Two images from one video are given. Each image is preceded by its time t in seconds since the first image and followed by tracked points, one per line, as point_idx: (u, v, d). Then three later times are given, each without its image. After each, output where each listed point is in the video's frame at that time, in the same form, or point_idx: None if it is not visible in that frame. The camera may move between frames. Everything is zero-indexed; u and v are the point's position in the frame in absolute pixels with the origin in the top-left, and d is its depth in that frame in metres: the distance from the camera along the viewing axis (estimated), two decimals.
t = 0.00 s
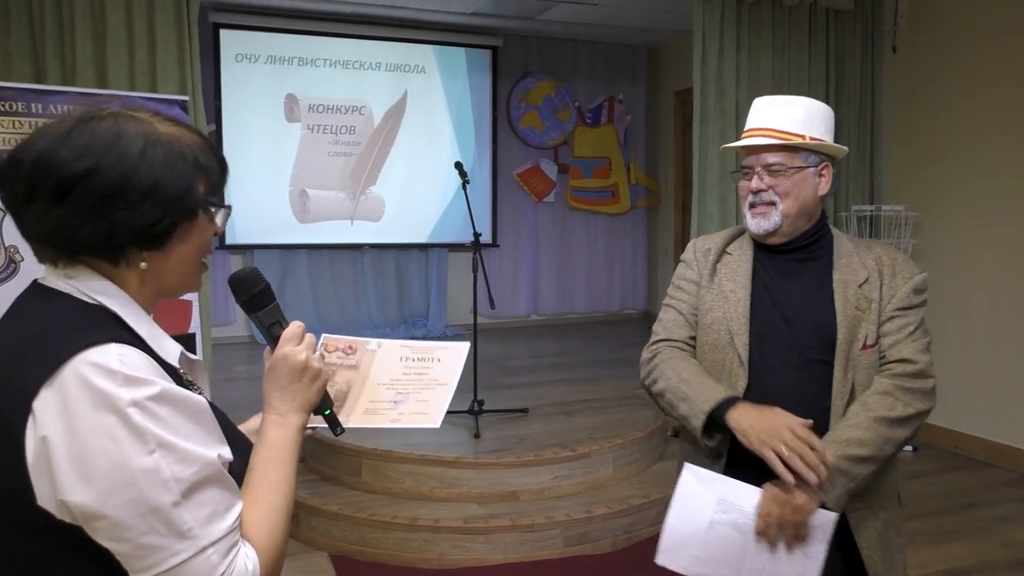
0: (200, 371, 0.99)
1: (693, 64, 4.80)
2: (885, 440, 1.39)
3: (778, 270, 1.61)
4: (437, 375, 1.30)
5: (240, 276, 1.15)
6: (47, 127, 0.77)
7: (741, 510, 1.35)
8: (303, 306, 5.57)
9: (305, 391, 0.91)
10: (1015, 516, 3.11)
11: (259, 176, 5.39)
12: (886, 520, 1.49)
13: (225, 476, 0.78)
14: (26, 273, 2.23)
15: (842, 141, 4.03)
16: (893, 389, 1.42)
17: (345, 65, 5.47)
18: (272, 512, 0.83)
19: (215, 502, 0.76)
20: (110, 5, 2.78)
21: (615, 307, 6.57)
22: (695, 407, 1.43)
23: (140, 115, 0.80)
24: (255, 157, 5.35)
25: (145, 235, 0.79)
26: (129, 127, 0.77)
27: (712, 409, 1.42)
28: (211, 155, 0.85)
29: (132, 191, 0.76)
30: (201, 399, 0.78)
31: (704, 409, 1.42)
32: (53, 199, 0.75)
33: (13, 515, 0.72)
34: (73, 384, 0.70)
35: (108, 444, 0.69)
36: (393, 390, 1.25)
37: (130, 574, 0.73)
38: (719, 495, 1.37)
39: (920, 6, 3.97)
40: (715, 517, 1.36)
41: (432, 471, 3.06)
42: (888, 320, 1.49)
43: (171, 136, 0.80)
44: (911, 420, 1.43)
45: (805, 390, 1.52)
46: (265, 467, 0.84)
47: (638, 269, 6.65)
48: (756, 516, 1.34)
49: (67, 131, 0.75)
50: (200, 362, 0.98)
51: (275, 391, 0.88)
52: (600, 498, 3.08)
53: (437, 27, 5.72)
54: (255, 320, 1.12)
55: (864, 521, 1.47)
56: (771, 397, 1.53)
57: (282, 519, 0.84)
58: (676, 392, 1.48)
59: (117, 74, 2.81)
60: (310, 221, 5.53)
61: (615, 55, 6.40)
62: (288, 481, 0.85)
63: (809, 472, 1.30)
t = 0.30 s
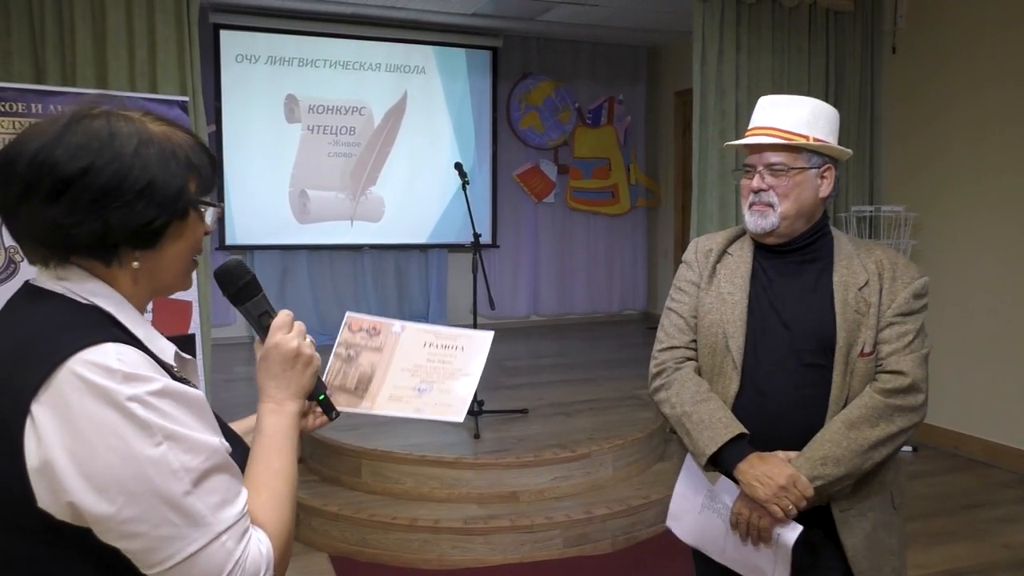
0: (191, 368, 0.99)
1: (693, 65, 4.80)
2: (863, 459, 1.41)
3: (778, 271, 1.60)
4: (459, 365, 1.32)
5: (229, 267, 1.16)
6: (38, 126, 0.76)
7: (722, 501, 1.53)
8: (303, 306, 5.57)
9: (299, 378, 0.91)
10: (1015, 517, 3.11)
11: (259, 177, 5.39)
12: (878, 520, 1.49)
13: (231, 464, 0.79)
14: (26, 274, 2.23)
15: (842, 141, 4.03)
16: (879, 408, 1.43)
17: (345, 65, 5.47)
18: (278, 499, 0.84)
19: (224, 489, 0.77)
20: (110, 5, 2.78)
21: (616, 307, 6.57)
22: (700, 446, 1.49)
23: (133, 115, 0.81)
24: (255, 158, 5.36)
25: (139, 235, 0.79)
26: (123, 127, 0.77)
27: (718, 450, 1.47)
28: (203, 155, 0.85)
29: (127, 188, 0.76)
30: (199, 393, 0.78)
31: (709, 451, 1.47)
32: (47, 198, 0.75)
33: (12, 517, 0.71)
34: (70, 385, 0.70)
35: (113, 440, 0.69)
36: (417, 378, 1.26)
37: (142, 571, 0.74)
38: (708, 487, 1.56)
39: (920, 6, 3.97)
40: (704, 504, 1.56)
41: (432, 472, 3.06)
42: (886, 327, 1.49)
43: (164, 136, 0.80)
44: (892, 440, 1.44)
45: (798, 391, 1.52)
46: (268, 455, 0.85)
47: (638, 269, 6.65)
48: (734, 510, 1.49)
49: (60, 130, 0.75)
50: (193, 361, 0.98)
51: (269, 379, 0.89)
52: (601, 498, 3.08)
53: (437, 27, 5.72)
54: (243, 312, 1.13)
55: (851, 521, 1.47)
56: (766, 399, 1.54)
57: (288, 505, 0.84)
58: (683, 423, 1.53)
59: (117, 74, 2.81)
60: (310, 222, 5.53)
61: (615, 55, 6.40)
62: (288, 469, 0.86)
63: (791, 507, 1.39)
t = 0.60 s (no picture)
0: (188, 365, 0.99)
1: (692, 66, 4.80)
2: (852, 455, 1.40)
3: (775, 270, 1.61)
4: (451, 310, 1.34)
5: (215, 265, 1.16)
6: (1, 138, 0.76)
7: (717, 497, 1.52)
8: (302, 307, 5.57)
9: (291, 372, 0.91)
10: (1014, 517, 3.11)
11: (258, 177, 5.39)
12: (873, 520, 1.49)
13: (227, 462, 0.79)
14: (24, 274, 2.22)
15: (841, 141, 4.03)
16: (872, 403, 1.43)
17: (344, 66, 5.47)
18: (274, 494, 0.83)
19: (221, 486, 0.77)
20: (109, 5, 2.78)
21: (615, 307, 6.58)
22: (692, 440, 1.49)
23: (94, 112, 0.80)
24: (254, 158, 5.35)
25: (120, 235, 0.79)
26: (83, 126, 0.77)
27: (708, 445, 1.47)
28: (172, 140, 0.84)
29: (99, 187, 0.76)
30: (191, 390, 0.79)
31: (699, 446, 1.47)
32: (23, 210, 0.75)
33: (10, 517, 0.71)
34: (63, 387, 0.69)
35: (109, 439, 0.69)
36: (411, 322, 1.28)
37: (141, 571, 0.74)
38: (701, 483, 1.55)
39: (919, 7, 3.97)
40: (696, 500, 1.55)
41: (431, 472, 3.06)
42: (882, 326, 1.49)
43: (127, 127, 0.80)
44: (883, 437, 1.44)
45: (793, 390, 1.52)
46: (263, 451, 0.85)
47: (637, 269, 6.65)
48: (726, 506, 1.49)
49: (21, 139, 0.75)
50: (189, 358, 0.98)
51: (260, 374, 0.89)
52: (600, 499, 3.08)
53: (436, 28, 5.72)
54: (233, 309, 1.14)
55: (845, 520, 1.47)
56: (760, 397, 1.54)
57: (285, 500, 0.84)
58: (677, 417, 1.52)
59: (116, 74, 2.81)
60: (309, 222, 5.53)
61: (614, 56, 6.40)
62: (285, 464, 0.86)
63: (781, 503, 1.39)
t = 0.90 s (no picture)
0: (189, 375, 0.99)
1: (693, 66, 4.79)
2: (854, 457, 1.40)
3: (776, 270, 1.60)
4: (456, 367, 1.27)
5: (233, 277, 1.15)
6: (46, 133, 0.77)
7: (721, 498, 1.52)
8: (303, 307, 5.57)
9: (298, 391, 0.91)
10: (1014, 517, 3.11)
11: (259, 177, 5.39)
12: (875, 520, 1.49)
13: (221, 473, 0.78)
14: (26, 274, 2.22)
15: (842, 141, 4.03)
16: (875, 404, 1.42)
17: (344, 66, 5.47)
18: (269, 511, 0.83)
19: (213, 499, 0.76)
20: (110, 5, 2.78)
21: (615, 307, 6.57)
22: (695, 442, 1.49)
23: (140, 121, 0.81)
24: (255, 158, 5.36)
25: (144, 243, 0.79)
26: (130, 133, 0.77)
27: (711, 448, 1.47)
28: (210, 161, 0.85)
29: (134, 196, 0.76)
30: (192, 399, 0.78)
31: (703, 448, 1.47)
32: (55, 206, 0.75)
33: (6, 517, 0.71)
34: (64, 389, 0.69)
35: (104, 445, 0.69)
36: (414, 377, 1.24)
37: None
38: (704, 484, 1.55)
39: (920, 7, 3.97)
40: (699, 501, 1.54)
41: (432, 472, 3.05)
42: (883, 327, 1.49)
43: (172, 142, 0.80)
44: (885, 438, 1.44)
45: (795, 391, 1.52)
46: (262, 466, 0.84)
47: (638, 269, 6.65)
48: (728, 508, 1.49)
49: (68, 135, 0.75)
50: (192, 367, 0.98)
51: (266, 390, 0.89)
52: (601, 499, 3.07)
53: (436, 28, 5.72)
54: (246, 322, 1.13)
55: (848, 520, 1.47)
56: (762, 400, 1.54)
57: (278, 515, 0.83)
58: (679, 419, 1.52)
59: (117, 74, 2.81)
60: (310, 222, 5.53)
61: (614, 56, 6.40)
62: (282, 480, 0.85)
63: (785, 503, 1.39)
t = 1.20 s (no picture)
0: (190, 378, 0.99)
1: (693, 67, 4.79)
2: (855, 458, 1.40)
3: (776, 271, 1.60)
4: (459, 378, 1.27)
5: (238, 278, 1.15)
6: (54, 132, 0.77)
7: (720, 501, 1.52)
8: (303, 307, 5.57)
9: (300, 393, 0.91)
10: (1013, 518, 3.11)
11: (259, 178, 5.39)
12: (875, 520, 1.49)
13: (220, 474, 0.78)
14: (26, 274, 2.22)
15: (842, 141, 4.03)
16: (875, 404, 1.43)
17: (344, 66, 5.47)
18: (269, 512, 0.83)
19: (212, 500, 0.76)
20: (110, 6, 2.78)
21: (615, 307, 6.57)
22: (696, 444, 1.49)
23: (149, 124, 0.81)
24: (255, 159, 5.36)
25: (147, 244, 0.79)
26: (138, 136, 0.78)
27: (713, 449, 1.47)
28: (214, 164, 0.86)
29: (140, 198, 0.77)
30: (192, 400, 0.78)
31: (704, 449, 1.47)
32: (60, 205, 0.75)
33: (6, 518, 0.71)
34: (64, 389, 0.70)
35: (104, 446, 0.69)
36: (416, 387, 1.23)
37: None
38: (704, 486, 1.55)
39: (920, 7, 3.97)
40: (699, 504, 1.54)
41: (432, 473, 3.06)
42: (883, 327, 1.49)
43: (178, 146, 0.81)
44: (886, 438, 1.44)
45: (795, 392, 1.52)
46: (264, 466, 0.85)
47: (638, 269, 6.65)
48: (729, 509, 1.49)
49: (77, 136, 0.76)
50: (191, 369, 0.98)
51: (269, 391, 0.89)
52: (600, 499, 3.08)
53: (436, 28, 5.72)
54: (250, 322, 1.13)
55: (848, 521, 1.47)
56: (762, 401, 1.54)
57: (277, 516, 0.83)
58: (680, 421, 1.52)
59: (117, 75, 2.81)
60: (310, 222, 5.53)
61: (614, 56, 6.40)
62: (284, 482, 0.85)
63: (786, 504, 1.39)
